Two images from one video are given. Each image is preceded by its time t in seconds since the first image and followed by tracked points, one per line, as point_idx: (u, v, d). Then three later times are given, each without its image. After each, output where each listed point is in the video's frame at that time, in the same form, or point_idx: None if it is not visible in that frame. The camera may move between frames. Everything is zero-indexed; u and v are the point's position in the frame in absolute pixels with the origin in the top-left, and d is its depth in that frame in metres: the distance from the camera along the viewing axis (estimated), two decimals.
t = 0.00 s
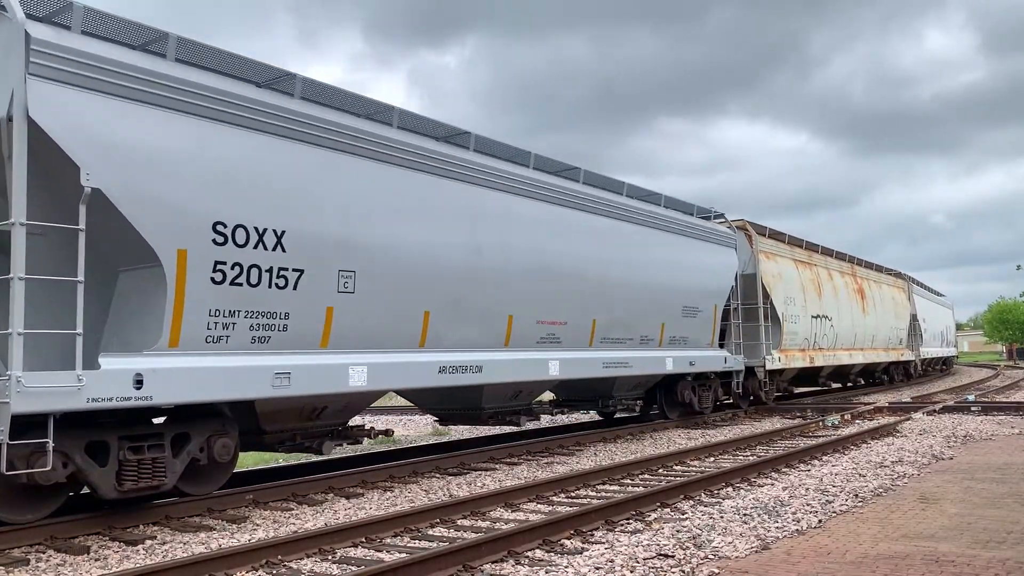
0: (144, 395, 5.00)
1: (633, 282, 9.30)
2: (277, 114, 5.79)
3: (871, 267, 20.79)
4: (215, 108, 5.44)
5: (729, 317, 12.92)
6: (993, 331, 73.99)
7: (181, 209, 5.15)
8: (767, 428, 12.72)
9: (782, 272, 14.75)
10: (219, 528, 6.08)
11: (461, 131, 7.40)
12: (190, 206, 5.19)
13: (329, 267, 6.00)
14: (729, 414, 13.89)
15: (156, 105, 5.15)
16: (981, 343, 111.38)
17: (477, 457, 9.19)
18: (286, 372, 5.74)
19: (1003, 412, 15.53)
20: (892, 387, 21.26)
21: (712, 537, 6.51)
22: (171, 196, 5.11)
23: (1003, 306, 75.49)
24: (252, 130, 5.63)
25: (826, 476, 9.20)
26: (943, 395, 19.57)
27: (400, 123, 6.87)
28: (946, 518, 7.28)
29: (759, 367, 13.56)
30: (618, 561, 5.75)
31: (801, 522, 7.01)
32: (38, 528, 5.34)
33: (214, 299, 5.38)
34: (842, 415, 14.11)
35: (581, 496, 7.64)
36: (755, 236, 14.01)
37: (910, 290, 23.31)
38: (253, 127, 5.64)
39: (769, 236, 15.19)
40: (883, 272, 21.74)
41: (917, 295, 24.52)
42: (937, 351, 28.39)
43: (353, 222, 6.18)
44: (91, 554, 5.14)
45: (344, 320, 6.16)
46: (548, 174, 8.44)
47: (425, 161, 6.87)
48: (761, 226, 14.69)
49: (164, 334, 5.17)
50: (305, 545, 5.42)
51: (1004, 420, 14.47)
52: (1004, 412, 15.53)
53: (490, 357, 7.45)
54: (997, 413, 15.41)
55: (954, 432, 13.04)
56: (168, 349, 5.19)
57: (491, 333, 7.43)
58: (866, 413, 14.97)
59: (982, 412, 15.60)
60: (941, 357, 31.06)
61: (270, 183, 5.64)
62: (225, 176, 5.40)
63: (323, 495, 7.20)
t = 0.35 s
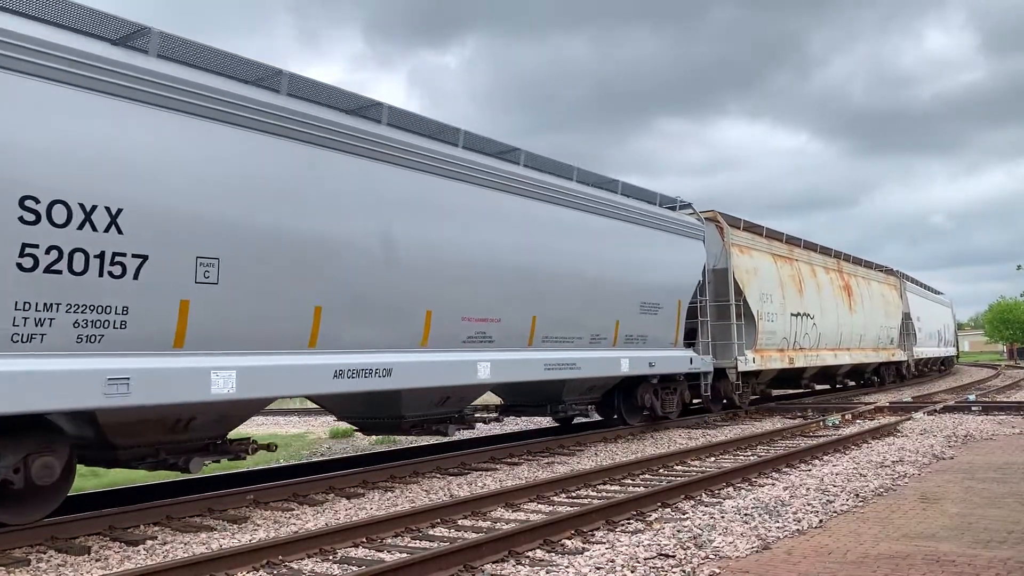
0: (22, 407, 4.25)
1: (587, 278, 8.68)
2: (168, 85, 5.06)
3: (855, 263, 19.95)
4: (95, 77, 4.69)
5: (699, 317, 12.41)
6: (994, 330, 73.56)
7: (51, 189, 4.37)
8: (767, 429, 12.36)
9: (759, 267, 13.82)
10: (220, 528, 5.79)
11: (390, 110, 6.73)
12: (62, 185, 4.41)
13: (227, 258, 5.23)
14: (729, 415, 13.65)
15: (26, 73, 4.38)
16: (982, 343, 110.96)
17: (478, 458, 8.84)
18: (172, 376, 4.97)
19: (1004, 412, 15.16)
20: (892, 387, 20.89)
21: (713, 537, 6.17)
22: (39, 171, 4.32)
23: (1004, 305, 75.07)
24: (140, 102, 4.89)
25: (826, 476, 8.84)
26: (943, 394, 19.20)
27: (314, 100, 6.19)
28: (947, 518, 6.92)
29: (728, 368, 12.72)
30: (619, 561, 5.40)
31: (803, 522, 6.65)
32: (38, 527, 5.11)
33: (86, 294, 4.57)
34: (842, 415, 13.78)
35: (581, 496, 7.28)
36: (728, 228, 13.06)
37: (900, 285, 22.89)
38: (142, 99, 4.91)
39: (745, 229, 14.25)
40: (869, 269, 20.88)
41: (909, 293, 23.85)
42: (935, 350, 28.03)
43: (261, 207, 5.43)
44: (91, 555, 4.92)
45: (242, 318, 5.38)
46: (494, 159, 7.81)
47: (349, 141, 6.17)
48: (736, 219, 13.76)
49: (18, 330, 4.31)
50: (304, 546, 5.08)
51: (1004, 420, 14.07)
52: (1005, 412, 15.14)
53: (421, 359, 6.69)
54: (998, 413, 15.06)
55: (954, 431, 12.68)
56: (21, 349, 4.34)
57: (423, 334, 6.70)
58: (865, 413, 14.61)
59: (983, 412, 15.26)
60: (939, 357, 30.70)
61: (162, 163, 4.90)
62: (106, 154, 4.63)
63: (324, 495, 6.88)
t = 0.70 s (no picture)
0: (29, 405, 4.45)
1: (586, 279, 9.04)
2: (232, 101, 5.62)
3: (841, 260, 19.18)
4: (172, 96, 5.27)
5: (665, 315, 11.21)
6: (994, 330, 73.77)
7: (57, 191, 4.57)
8: (767, 429, 12.62)
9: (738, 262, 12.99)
10: (225, 528, 6.03)
11: (415, 119, 7.24)
12: (129, 197, 4.91)
13: (265, 261, 5.69)
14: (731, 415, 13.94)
15: (27, 73, 4.58)
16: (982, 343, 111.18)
17: (477, 458, 9.07)
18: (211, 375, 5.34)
19: (1004, 412, 15.42)
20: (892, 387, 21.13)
21: (713, 537, 6.40)
22: (109, 187, 4.82)
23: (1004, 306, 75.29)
24: (207, 118, 5.45)
25: (826, 476, 9.10)
26: (943, 395, 19.44)
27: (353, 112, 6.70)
28: (947, 518, 7.16)
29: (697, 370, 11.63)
30: (620, 561, 5.62)
31: (802, 522, 6.89)
32: (38, 528, 5.37)
33: (85, 288, 4.74)
34: (842, 415, 14.05)
35: (581, 497, 7.52)
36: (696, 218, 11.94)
37: (893, 284, 23.00)
38: (208, 115, 5.46)
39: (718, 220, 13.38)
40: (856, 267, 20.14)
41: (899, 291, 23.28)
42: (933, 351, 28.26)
43: (252, 208, 5.61)
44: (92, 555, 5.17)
45: (278, 315, 5.80)
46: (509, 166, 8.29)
47: (384, 151, 6.74)
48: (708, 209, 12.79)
49: (84, 326, 4.77)
50: (305, 546, 5.31)
51: (1004, 420, 14.31)
52: (1005, 412, 15.39)
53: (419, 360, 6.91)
54: (999, 413, 15.30)
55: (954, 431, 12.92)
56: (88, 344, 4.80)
57: (435, 333, 7.02)
58: (865, 413, 14.87)
59: (983, 411, 15.52)
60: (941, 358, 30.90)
61: (222, 175, 5.44)
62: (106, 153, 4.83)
63: (324, 495, 7.12)
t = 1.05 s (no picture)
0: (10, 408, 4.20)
1: (587, 278, 8.90)
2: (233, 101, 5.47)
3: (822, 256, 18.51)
4: (174, 96, 5.12)
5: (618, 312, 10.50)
6: (994, 331, 73.58)
7: (51, 192, 4.41)
8: (768, 429, 12.47)
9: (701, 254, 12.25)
10: (223, 529, 5.88)
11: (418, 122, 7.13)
12: (130, 197, 4.76)
13: (268, 261, 5.53)
14: (730, 415, 13.83)
15: (25, 72, 4.42)
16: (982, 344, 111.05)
17: (476, 457, 8.91)
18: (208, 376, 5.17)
19: (1002, 412, 15.27)
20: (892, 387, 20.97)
21: (712, 537, 6.25)
22: (111, 187, 4.68)
23: (1003, 306, 75.14)
24: (208, 118, 5.30)
25: (826, 476, 8.94)
26: (942, 395, 19.26)
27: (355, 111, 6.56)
28: (946, 518, 7.00)
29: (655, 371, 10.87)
30: (619, 561, 5.47)
31: (801, 522, 6.74)
32: (39, 527, 5.24)
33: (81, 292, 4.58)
34: (843, 414, 13.91)
35: (581, 497, 7.35)
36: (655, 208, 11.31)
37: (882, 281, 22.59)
38: (207, 114, 5.30)
39: (683, 211, 12.73)
40: (839, 264, 19.52)
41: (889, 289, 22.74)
42: (930, 352, 28.06)
43: (251, 208, 5.44)
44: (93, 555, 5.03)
45: (278, 317, 5.65)
46: (509, 165, 8.18)
47: (387, 150, 6.61)
48: (672, 200, 12.14)
49: (81, 330, 4.61)
50: (304, 546, 5.15)
51: (1005, 420, 14.19)
52: (1005, 412, 15.25)
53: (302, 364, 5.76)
54: (998, 413, 15.15)
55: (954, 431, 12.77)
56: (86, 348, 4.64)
57: (347, 332, 6.13)
58: (865, 413, 14.73)
59: (982, 412, 15.38)
60: (938, 358, 30.76)
61: (223, 174, 5.29)
62: (104, 151, 4.67)
63: (324, 496, 6.96)
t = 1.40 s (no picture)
0: None
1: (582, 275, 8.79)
2: (222, 99, 5.46)
3: (803, 249, 17.55)
4: (171, 96, 5.16)
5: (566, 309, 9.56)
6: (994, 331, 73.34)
7: (51, 190, 4.45)
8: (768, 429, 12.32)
9: (664, 245, 11.28)
10: (223, 529, 5.73)
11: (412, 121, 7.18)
12: (125, 196, 4.78)
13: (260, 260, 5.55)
14: (729, 414, 13.67)
15: (25, 72, 4.46)
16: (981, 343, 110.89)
17: (475, 457, 8.73)
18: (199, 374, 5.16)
19: (1003, 412, 15.09)
20: (892, 387, 20.81)
21: (713, 536, 6.10)
22: (108, 187, 4.71)
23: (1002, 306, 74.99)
24: (205, 118, 5.35)
25: (826, 476, 8.79)
26: (943, 395, 19.06)
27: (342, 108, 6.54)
28: (946, 518, 6.86)
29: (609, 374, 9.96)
30: (619, 561, 5.32)
31: (802, 522, 6.60)
32: (41, 527, 5.09)
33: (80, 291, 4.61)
34: (843, 414, 13.76)
35: (581, 497, 7.19)
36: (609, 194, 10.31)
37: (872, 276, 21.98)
38: (204, 114, 5.34)
39: (645, 199, 11.72)
40: (822, 259, 18.59)
41: (877, 286, 22.06)
42: (928, 352, 27.85)
43: (245, 209, 5.48)
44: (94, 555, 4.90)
45: (273, 314, 5.68)
46: (497, 162, 8.14)
47: (375, 148, 6.60)
48: (630, 186, 11.13)
49: (74, 328, 4.59)
50: (303, 545, 5.00)
51: (1005, 419, 14.03)
52: (1006, 412, 15.08)
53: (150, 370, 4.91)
54: (998, 414, 14.99)
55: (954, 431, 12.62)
56: (78, 346, 4.62)
57: (211, 331, 5.27)
58: (864, 413, 14.58)
59: (982, 411, 15.23)
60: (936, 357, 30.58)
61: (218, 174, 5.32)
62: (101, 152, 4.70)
63: (324, 496, 6.80)
